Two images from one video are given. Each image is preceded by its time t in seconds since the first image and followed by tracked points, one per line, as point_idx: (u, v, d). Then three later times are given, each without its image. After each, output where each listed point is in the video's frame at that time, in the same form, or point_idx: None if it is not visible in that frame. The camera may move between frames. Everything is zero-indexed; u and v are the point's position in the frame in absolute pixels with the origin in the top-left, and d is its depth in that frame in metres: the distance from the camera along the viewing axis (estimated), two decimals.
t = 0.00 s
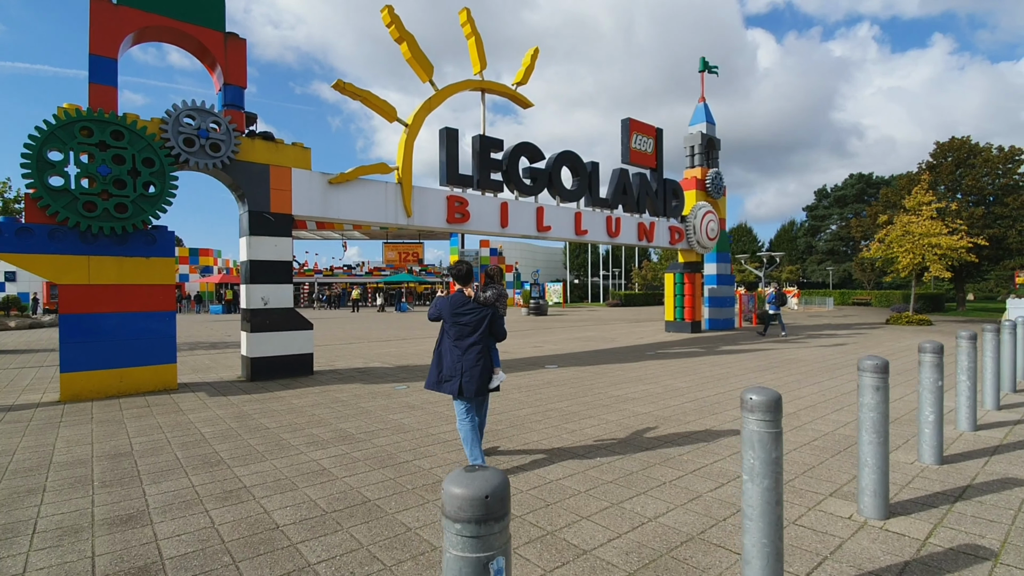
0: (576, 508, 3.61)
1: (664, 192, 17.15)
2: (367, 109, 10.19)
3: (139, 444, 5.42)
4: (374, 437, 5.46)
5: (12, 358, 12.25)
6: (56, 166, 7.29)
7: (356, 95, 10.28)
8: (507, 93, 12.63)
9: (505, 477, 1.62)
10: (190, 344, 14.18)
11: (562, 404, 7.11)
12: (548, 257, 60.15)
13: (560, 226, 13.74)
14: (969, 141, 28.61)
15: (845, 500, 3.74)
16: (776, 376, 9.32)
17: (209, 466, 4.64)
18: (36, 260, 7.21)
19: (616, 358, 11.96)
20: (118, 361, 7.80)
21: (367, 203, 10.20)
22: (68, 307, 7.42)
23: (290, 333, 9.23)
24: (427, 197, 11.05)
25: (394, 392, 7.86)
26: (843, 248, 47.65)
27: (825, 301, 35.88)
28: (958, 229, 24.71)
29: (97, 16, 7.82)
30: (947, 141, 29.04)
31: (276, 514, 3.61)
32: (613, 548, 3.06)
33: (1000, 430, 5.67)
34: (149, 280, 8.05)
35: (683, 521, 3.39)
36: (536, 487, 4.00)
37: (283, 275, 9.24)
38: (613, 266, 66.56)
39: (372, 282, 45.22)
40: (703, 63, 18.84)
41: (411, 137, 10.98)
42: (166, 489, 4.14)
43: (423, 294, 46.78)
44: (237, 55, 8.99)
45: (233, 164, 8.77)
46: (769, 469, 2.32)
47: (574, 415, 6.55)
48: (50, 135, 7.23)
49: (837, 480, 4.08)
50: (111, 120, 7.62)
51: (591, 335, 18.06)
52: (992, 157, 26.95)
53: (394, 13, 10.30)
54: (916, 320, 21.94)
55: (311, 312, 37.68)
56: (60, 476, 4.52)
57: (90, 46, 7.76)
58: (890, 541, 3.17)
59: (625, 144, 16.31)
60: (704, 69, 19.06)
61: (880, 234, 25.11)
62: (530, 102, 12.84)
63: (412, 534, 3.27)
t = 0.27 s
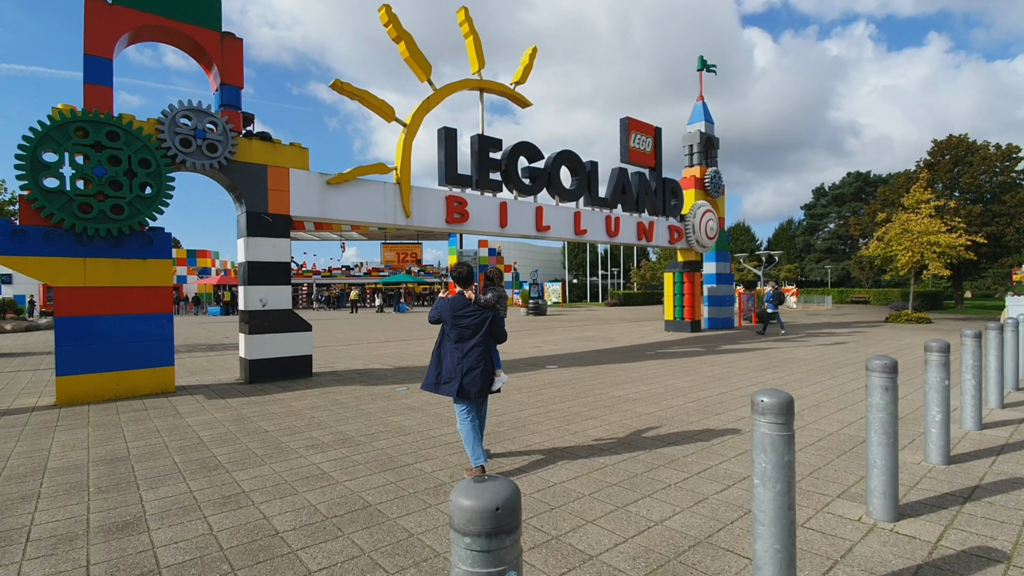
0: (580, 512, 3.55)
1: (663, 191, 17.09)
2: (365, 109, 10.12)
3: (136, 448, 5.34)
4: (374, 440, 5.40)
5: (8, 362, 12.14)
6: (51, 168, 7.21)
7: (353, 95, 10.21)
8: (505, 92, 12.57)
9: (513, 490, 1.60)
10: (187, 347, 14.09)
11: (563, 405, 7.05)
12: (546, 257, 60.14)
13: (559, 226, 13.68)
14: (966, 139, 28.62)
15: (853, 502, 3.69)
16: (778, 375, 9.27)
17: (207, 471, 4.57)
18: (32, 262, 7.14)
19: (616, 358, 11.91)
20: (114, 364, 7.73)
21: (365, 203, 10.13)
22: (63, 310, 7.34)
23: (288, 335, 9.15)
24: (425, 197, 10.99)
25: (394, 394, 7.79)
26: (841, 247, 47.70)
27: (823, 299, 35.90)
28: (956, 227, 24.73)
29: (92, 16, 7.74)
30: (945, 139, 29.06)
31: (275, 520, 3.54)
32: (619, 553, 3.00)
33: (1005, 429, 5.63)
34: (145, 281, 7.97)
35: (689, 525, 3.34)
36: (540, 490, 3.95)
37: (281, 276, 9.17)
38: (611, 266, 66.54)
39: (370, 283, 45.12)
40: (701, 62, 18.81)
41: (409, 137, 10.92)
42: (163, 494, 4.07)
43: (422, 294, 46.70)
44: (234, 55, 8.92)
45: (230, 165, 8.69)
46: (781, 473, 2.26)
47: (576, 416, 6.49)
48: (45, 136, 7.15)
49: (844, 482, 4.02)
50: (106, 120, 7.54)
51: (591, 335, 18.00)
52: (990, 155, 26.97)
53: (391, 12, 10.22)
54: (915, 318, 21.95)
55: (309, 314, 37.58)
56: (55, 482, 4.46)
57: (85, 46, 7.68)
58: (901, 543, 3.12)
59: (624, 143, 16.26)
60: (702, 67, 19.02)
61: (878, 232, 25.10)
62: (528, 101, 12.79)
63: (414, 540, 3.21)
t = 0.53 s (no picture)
0: (584, 515, 3.48)
1: (663, 190, 17.04)
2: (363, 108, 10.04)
3: (132, 451, 5.26)
4: (374, 442, 5.33)
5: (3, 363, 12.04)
6: (45, 167, 7.12)
7: (351, 94, 10.13)
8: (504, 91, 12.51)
9: (525, 501, 1.58)
10: (184, 348, 13.99)
11: (565, 406, 6.98)
12: (545, 257, 60.05)
13: (558, 225, 13.62)
14: (965, 137, 28.61)
15: (862, 504, 3.63)
16: (780, 374, 9.21)
17: (203, 474, 4.49)
18: (27, 263, 7.05)
19: (616, 357, 11.85)
20: (110, 365, 7.64)
21: (363, 203, 10.05)
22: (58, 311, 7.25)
23: (285, 335, 9.07)
24: (424, 197, 10.91)
25: (393, 395, 7.71)
26: (839, 246, 47.71)
27: (822, 298, 35.88)
28: (955, 226, 24.72)
29: (87, 14, 7.65)
30: (944, 138, 29.04)
31: (273, 525, 3.47)
32: (626, 558, 2.93)
33: (1011, 429, 5.57)
34: (142, 282, 7.89)
35: (696, 528, 3.28)
36: (543, 493, 3.88)
37: (279, 276, 9.08)
38: (610, 266, 66.51)
39: (368, 283, 45.01)
40: (700, 60, 18.76)
41: (407, 136, 10.84)
42: (159, 499, 3.99)
43: (420, 295, 46.59)
44: (230, 53, 8.83)
45: (227, 164, 8.61)
46: (794, 477, 2.20)
47: (577, 417, 6.43)
48: (40, 135, 7.06)
49: (852, 483, 3.96)
50: (101, 120, 7.46)
51: (591, 335, 17.94)
52: (989, 153, 26.95)
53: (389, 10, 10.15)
54: (914, 316, 21.93)
55: (307, 314, 37.47)
56: (49, 486, 4.37)
57: (80, 44, 7.59)
58: (913, 547, 3.06)
59: (623, 142, 16.20)
60: (701, 66, 18.97)
61: (877, 231, 25.07)
62: (527, 100, 12.72)
63: (415, 545, 3.14)
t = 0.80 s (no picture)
0: (588, 519, 3.41)
1: (662, 189, 16.99)
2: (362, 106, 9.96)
3: (128, 453, 5.18)
4: (373, 443, 5.26)
5: None
6: (40, 165, 7.04)
7: (349, 92, 10.05)
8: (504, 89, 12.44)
9: (537, 512, 1.56)
10: (182, 348, 13.90)
11: (566, 406, 6.91)
12: (543, 256, 60.00)
13: (558, 224, 13.56)
14: (963, 136, 28.61)
15: (871, 506, 3.57)
16: (782, 374, 9.16)
17: (200, 476, 4.42)
18: (22, 262, 6.96)
19: (616, 357, 11.79)
20: (106, 366, 7.56)
21: (362, 202, 9.97)
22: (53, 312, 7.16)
23: (283, 335, 9.00)
24: (423, 196, 10.84)
25: (392, 395, 7.63)
26: (837, 245, 47.75)
27: (820, 297, 35.89)
28: (954, 225, 24.70)
29: (82, 10, 7.56)
30: (942, 137, 29.03)
31: (271, 528, 3.40)
32: (632, 563, 2.87)
33: (1017, 429, 5.52)
34: (138, 282, 7.80)
35: (703, 532, 3.22)
36: (546, 495, 3.82)
37: (277, 276, 9.01)
38: (609, 265, 66.49)
39: (367, 283, 44.91)
40: (699, 59, 18.70)
41: (406, 135, 10.77)
42: (155, 502, 3.92)
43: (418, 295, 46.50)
44: (227, 51, 8.75)
45: (224, 163, 8.53)
46: (807, 479, 2.14)
47: (579, 417, 6.37)
48: (34, 133, 6.98)
49: (859, 484, 3.90)
50: (97, 118, 7.37)
51: (590, 334, 17.88)
52: (987, 152, 26.95)
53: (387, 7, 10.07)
54: (913, 316, 21.92)
55: (306, 314, 37.37)
56: (43, 488, 4.30)
57: (75, 42, 7.50)
58: (924, 550, 3.00)
59: (623, 140, 16.13)
60: (700, 64, 18.92)
61: (877, 230, 25.06)
62: (526, 98, 12.65)
63: (416, 549, 3.07)
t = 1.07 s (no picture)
0: (593, 522, 3.35)
1: (662, 188, 16.93)
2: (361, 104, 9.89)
3: (123, 455, 5.10)
4: (373, 444, 5.19)
5: None
6: (35, 164, 6.95)
7: (348, 90, 9.98)
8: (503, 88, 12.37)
9: (552, 524, 1.51)
10: (179, 348, 13.81)
11: (567, 407, 6.84)
12: (542, 256, 59.95)
13: (558, 223, 13.49)
14: (963, 136, 28.58)
15: (880, 509, 3.51)
16: (783, 374, 9.10)
17: (197, 479, 4.34)
18: (17, 261, 6.88)
19: (617, 357, 11.72)
20: (102, 366, 7.48)
21: (361, 201, 9.90)
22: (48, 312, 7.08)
23: (282, 335, 8.92)
24: (422, 195, 10.77)
25: (392, 396, 7.55)
26: (836, 245, 47.75)
27: (819, 296, 35.88)
28: (954, 225, 24.67)
29: (78, 7, 7.48)
30: (942, 137, 29.00)
31: (269, 532, 3.33)
32: (638, 568, 2.80)
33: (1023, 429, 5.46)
34: (135, 282, 7.72)
35: (710, 535, 3.15)
36: (549, 498, 3.75)
37: (275, 276, 8.93)
38: (608, 265, 66.45)
39: (366, 283, 44.82)
40: (699, 57, 18.64)
41: (405, 133, 10.70)
42: (151, 505, 3.85)
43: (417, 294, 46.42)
44: (225, 48, 8.67)
45: (222, 161, 8.45)
46: (822, 483, 2.08)
47: (581, 418, 6.30)
48: (29, 131, 6.89)
49: (867, 486, 3.84)
50: (93, 115, 7.29)
51: (590, 334, 17.81)
52: (987, 152, 26.92)
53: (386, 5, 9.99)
54: (913, 315, 21.90)
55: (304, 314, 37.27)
56: (38, 491, 4.22)
57: (70, 38, 7.42)
58: (937, 554, 2.94)
59: (623, 140, 16.07)
60: (700, 63, 18.86)
61: (876, 229, 25.02)
62: (526, 96, 12.59)
63: (418, 554, 3.00)
